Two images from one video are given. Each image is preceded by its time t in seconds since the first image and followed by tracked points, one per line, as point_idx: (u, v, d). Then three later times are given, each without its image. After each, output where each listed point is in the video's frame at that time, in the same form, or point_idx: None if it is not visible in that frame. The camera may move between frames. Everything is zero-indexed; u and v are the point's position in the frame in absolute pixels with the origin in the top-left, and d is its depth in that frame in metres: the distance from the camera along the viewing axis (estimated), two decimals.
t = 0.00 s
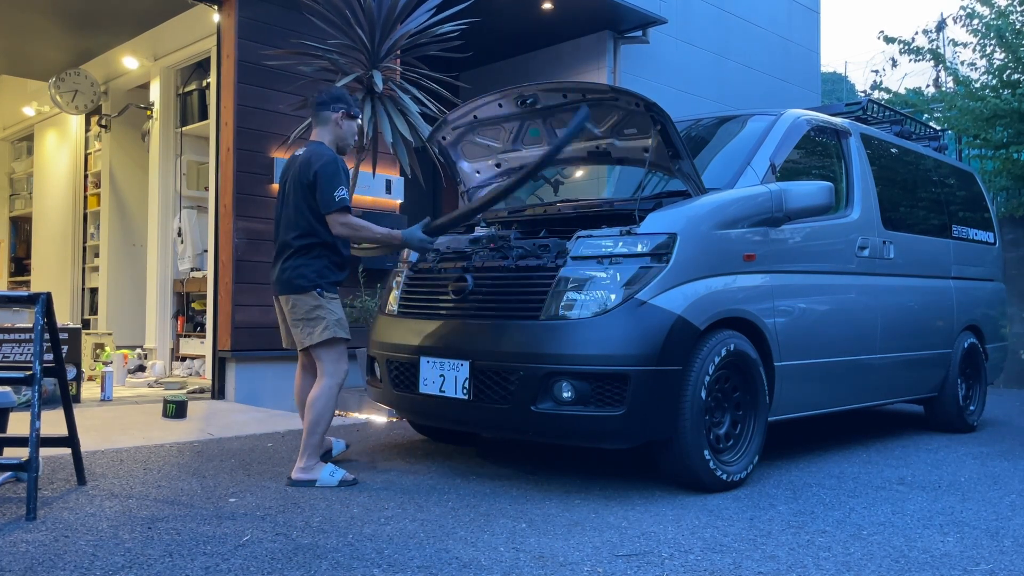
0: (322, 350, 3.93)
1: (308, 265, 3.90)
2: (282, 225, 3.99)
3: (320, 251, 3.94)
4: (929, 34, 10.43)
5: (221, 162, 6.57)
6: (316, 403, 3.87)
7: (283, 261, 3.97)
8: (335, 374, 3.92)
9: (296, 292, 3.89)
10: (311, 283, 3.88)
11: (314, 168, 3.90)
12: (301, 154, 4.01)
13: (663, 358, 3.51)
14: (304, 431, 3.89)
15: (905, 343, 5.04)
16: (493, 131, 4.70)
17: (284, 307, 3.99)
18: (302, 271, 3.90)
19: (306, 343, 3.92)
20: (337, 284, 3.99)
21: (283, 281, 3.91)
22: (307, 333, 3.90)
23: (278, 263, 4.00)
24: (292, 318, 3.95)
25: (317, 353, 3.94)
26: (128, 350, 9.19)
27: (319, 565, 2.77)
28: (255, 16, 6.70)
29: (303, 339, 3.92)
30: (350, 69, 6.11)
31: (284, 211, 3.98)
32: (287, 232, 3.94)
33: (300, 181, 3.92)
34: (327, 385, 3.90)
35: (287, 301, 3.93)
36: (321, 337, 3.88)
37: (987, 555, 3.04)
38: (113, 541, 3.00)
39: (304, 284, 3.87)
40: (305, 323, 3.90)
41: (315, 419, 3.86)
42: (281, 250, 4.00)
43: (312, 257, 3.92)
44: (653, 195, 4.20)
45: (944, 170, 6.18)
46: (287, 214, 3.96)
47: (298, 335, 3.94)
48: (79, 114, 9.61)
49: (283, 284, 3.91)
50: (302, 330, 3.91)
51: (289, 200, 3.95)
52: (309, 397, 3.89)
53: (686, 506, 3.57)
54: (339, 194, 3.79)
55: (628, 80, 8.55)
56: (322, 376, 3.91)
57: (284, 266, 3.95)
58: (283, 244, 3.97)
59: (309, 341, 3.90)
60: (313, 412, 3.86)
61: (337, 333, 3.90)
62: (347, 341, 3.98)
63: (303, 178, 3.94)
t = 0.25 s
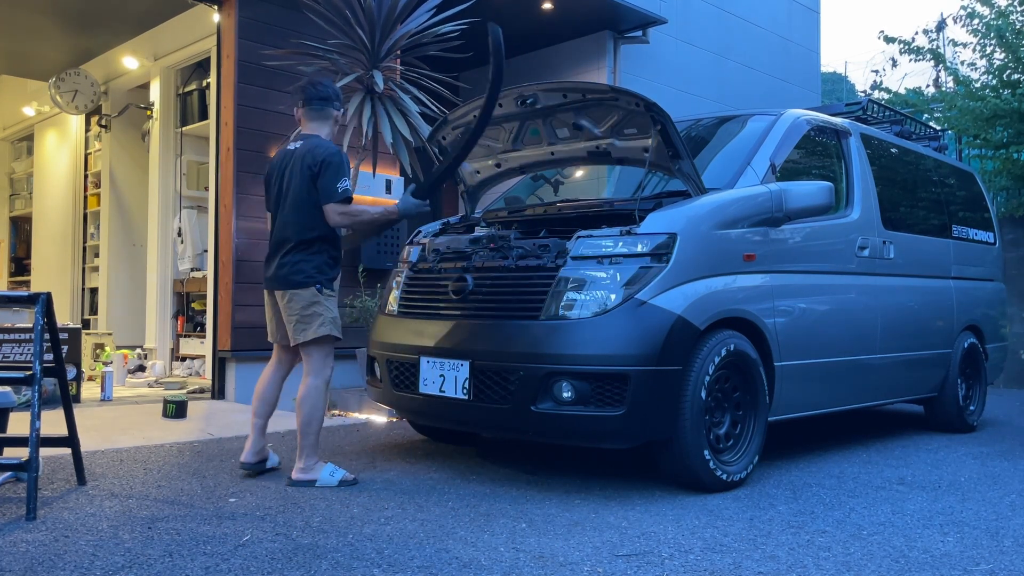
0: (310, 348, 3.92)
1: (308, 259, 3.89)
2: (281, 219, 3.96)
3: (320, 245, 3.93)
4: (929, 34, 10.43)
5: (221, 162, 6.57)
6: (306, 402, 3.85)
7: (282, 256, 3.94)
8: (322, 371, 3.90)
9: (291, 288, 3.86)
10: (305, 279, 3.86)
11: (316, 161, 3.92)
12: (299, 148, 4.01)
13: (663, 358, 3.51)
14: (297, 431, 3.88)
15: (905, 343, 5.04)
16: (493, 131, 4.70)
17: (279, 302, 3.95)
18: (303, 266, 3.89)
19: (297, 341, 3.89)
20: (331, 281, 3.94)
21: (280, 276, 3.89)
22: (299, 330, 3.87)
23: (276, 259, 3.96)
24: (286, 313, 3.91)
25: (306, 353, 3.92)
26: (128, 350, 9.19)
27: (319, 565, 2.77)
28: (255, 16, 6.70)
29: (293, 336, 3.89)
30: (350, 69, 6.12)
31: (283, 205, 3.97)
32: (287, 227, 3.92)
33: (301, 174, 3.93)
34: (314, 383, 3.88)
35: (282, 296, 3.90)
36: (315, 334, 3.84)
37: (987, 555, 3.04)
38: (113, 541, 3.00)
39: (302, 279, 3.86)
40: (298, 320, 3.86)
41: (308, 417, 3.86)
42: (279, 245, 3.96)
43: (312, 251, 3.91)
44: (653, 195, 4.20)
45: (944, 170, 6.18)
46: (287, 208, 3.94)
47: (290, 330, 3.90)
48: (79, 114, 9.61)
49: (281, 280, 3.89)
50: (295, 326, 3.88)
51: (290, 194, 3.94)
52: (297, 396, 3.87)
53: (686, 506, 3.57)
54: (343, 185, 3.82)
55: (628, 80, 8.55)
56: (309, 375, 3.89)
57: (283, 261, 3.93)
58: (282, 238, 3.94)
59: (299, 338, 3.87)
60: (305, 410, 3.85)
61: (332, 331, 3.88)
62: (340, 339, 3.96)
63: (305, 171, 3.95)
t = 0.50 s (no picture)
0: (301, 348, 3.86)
1: (307, 258, 3.84)
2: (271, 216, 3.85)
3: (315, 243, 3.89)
4: (929, 34, 10.42)
5: (221, 162, 6.57)
6: (305, 402, 3.82)
7: (275, 255, 3.83)
8: (316, 369, 3.86)
9: (291, 288, 3.80)
10: (306, 282, 3.81)
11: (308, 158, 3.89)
12: (286, 144, 3.92)
13: (663, 358, 3.51)
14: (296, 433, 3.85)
15: (905, 343, 5.04)
16: (493, 131, 4.70)
17: (273, 303, 3.85)
18: (301, 265, 3.83)
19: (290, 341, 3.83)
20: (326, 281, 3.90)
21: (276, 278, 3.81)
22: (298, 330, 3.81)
23: (267, 258, 3.84)
24: (283, 313, 3.83)
25: (301, 351, 3.86)
26: (128, 350, 9.19)
27: (319, 565, 2.77)
28: (255, 16, 6.70)
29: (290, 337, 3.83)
30: (350, 69, 6.12)
31: (274, 202, 3.85)
32: (281, 224, 3.82)
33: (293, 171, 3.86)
34: (309, 381, 3.85)
35: (279, 297, 3.83)
36: (320, 332, 3.83)
37: (987, 555, 3.04)
38: (113, 541, 3.00)
39: (305, 279, 3.81)
40: (297, 320, 3.81)
41: (309, 416, 3.84)
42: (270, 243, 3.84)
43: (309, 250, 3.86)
44: (653, 195, 4.20)
45: (944, 170, 6.18)
46: (279, 204, 3.84)
47: (287, 330, 3.83)
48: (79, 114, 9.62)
49: (280, 281, 3.80)
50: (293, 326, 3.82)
51: (282, 190, 3.84)
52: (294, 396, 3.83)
53: (686, 506, 3.57)
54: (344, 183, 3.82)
55: (628, 80, 8.55)
56: (305, 374, 3.84)
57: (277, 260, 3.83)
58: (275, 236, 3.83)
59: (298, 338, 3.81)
60: (305, 410, 3.83)
61: (332, 329, 3.89)
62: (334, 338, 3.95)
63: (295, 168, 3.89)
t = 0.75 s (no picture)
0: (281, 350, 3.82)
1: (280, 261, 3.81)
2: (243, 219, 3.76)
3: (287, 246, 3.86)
4: (929, 34, 10.42)
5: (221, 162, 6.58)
6: (294, 401, 3.80)
7: (248, 258, 3.75)
8: (302, 368, 3.84)
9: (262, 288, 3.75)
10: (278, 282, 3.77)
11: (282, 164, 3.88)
12: (258, 148, 3.83)
13: (663, 358, 3.51)
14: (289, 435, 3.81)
15: (905, 343, 5.04)
16: (493, 131, 4.70)
17: (245, 305, 3.78)
18: (277, 269, 3.80)
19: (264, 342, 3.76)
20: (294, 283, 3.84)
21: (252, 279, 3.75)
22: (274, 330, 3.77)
23: (242, 261, 3.75)
24: (258, 313, 3.77)
25: (282, 351, 3.81)
26: (128, 350, 9.19)
27: (319, 565, 2.77)
28: (255, 16, 6.70)
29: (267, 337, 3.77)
30: (350, 69, 6.14)
31: (246, 204, 3.77)
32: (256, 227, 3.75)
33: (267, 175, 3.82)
34: (296, 382, 3.82)
35: (255, 298, 3.77)
36: (301, 330, 3.83)
37: (987, 555, 3.04)
38: (113, 541, 3.00)
39: (284, 281, 3.79)
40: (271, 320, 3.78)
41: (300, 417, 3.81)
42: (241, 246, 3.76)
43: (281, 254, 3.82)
44: (653, 195, 4.20)
45: (944, 170, 6.18)
46: (253, 207, 3.76)
47: (263, 330, 3.77)
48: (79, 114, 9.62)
49: (258, 284, 3.75)
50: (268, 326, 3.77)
51: (258, 193, 3.77)
52: (282, 399, 3.79)
53: (687, 506, 3.57)
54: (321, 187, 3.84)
55: (628, 80, 8.55)
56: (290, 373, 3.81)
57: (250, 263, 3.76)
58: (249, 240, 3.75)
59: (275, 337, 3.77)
60: (295, 411, 3.79)
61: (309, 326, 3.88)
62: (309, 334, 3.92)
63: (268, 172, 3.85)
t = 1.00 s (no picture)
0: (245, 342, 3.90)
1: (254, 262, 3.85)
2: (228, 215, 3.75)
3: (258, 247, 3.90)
4: (929, 34, 10.41)
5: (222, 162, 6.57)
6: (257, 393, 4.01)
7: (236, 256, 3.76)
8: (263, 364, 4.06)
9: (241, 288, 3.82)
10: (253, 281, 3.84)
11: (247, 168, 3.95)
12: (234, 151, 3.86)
13: (663, 358, 3.51)
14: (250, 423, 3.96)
15: (905, 343, 5.04)
16: (493, 131, 4.70)
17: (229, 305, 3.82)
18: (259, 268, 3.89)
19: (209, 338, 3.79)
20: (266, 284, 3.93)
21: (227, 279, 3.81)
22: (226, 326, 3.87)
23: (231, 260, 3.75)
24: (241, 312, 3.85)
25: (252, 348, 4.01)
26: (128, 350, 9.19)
27: (319, 565, 2.77)
28: (255, 16, 6.70)
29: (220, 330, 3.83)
30: (350, 69, 6.14)
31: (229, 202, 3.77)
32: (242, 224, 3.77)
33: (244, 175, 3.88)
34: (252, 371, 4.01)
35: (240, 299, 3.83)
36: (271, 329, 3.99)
37: (988, 555, 3.04)
38: (113, 541, 3.00)
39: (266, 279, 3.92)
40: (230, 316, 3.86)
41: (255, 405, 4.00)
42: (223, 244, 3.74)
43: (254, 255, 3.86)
44: (653, 195, 4.20)
45: (944, 170, 6.18)
46: (238, 207, 3.78)
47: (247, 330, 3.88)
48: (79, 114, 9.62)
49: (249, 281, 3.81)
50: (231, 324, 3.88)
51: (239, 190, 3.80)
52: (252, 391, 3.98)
53: (687, 506, 3.57)
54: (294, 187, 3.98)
55: (628, 80, 8.55)
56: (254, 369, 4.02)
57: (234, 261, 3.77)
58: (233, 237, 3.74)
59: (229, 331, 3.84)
60: (255, 397, 4.00)
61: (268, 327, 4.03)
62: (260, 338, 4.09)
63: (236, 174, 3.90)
